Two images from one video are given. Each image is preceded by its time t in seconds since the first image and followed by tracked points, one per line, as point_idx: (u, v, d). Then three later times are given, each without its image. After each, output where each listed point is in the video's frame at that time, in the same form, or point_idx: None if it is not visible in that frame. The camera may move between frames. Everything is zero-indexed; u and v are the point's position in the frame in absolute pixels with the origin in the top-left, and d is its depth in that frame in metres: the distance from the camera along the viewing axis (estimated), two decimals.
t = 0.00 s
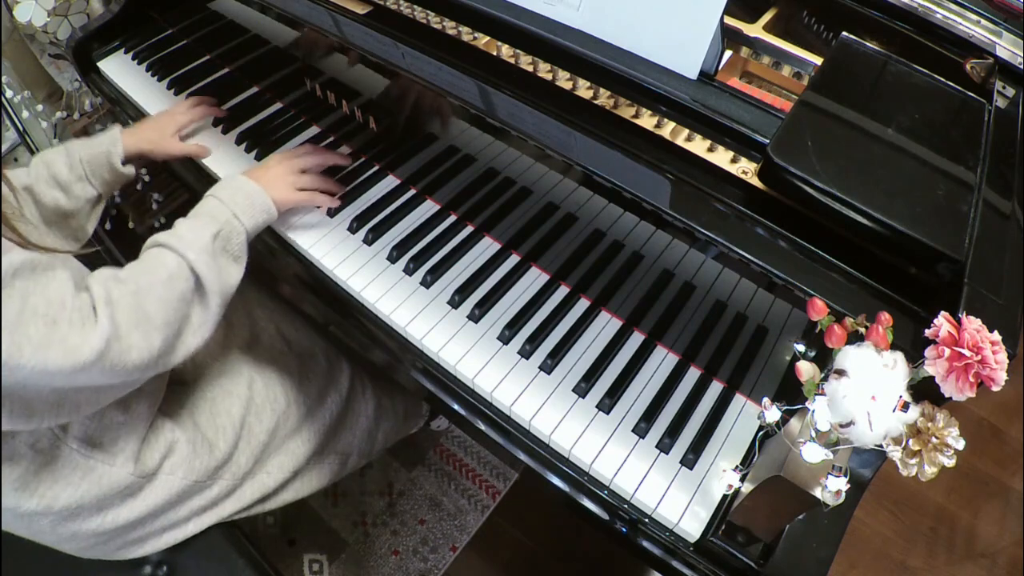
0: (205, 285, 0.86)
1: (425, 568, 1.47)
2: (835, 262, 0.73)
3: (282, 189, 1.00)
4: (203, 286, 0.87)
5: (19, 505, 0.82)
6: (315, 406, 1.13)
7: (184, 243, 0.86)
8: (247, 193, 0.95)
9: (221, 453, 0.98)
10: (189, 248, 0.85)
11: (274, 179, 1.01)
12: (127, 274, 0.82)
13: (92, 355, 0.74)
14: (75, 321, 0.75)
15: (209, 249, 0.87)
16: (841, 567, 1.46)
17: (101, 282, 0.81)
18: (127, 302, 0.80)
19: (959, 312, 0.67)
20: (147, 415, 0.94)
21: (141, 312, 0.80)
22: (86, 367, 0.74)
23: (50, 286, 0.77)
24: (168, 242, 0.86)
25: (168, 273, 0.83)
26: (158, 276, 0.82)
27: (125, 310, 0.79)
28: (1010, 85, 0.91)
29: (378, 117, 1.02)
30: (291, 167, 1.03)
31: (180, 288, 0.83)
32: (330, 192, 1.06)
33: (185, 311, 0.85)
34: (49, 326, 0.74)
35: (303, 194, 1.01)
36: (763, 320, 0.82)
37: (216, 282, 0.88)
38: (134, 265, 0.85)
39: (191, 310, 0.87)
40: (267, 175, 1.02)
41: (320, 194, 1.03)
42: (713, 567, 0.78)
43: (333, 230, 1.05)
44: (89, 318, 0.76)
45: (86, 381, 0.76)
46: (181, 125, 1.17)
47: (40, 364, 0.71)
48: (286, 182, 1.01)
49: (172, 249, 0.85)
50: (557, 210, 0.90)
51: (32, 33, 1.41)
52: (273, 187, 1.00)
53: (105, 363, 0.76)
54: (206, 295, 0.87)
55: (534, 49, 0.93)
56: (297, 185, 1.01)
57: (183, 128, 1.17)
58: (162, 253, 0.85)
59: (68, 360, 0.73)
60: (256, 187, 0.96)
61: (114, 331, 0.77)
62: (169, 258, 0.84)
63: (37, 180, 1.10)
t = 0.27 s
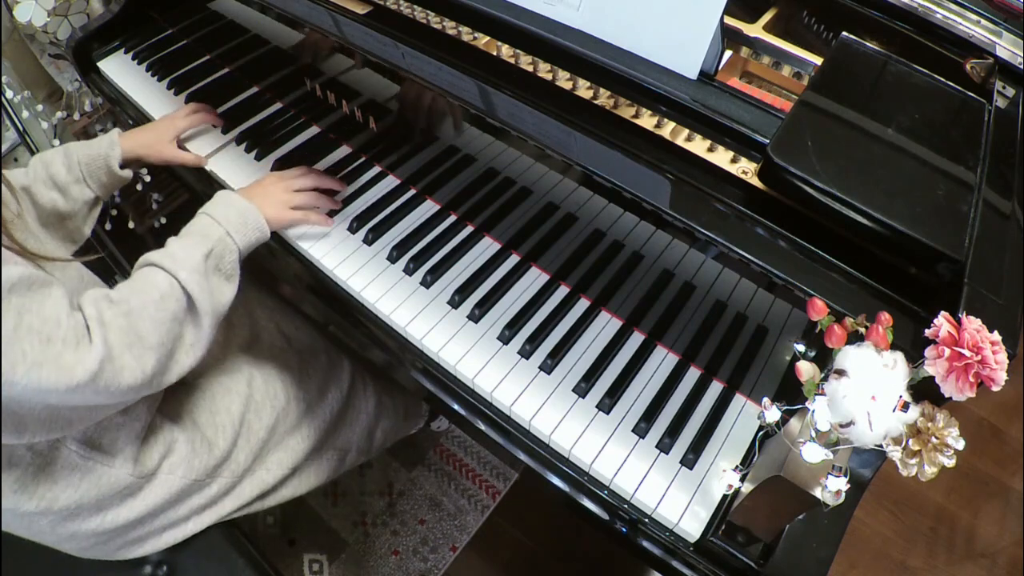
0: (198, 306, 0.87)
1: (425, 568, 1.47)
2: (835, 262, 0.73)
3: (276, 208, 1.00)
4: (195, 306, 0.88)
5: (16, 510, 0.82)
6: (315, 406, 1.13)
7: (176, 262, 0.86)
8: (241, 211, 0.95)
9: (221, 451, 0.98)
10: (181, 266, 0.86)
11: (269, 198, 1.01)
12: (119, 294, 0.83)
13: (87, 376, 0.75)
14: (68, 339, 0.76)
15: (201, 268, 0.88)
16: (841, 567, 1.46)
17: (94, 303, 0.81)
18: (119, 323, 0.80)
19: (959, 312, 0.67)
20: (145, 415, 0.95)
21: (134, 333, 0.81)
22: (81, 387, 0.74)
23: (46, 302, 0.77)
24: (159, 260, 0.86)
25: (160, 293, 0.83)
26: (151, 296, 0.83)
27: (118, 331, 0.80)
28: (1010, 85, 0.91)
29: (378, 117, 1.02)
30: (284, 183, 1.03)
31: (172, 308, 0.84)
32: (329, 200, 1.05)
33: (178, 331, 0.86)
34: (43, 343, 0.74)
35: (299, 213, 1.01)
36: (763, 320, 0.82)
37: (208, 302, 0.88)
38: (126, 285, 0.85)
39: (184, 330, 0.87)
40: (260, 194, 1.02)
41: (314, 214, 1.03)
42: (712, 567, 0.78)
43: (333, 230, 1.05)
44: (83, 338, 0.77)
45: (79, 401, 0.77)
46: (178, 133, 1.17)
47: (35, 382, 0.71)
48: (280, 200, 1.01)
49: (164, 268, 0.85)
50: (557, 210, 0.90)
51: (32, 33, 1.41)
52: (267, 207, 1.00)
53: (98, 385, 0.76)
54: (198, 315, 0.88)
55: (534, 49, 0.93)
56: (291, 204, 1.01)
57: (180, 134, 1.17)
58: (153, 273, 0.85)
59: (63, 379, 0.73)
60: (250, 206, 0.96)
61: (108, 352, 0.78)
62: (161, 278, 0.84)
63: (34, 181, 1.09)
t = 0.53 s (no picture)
0: (205, 329, 0.86)
1: (425, 568, 1.47)
2: (835, 262, 0.73)
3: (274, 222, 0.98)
4: (201, 329, 0.87)
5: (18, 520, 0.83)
6: (315, 406, 1.13)
7: (182, 286, 0.85)
8: (239, 230, 0.94)
9: (221, 455, 0.98)
10: (186, 290, 0.85)
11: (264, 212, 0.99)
12: (125, 319, 0.82)
13: (98, 405, 0.75)
14: (78, 367, 0.75)
15: (206, 290, 0.87)
16: (841, 567, 1.46)
17: (100, 328, 0.80)
18: (128, 349, 0.79)
19: (959, 312, 0.67)
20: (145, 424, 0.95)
21: (143, 358, 0.80)
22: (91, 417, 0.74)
23: (52, 329, 0.76)
24: (165, 284, 0.85)
25: (167, 318, 0.83)
26: (158, 321, 0.82)
27: (126, 357, 0.79)
28: (1010, 85, 0.91)
29: (378, 117, 1.02)
30: (279, 195, 1.02)
31: (180, 332, 0.84)
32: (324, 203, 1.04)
33: (185, 355, 0.86)
34: (53, 371, 0.73)
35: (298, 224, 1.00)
36: (763, 320, 0.82)
37: (214, 324, 0.88)
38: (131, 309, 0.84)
39: (190, 352, 0.87)
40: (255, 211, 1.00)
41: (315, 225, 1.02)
42: (713, 567, 0.78)
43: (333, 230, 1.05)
44: (92, 365, 0.76)
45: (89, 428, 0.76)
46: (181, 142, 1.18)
47: (47, 411, 0.70)
48: (278, 212, 0.99)
49: (169, 292, 0.85)
50: (557, 210, 0.90)
51: (32, 33, 1.41)
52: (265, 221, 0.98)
53: (109, 413, 0.76)
54: (205, 338, 0.88)
55: (534, 49, 0.93)
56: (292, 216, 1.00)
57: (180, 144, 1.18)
58: (158, 297, 0.85)
59: (74, 407, 0.73)
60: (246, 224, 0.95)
61: (118, 379, 0.77)
62: (167, 302, 0.84)
63: (37, 200, 1.06)
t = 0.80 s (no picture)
0: (219, 348, 0.87)
1: (425, 568, 1.47)
2: (835, 262, 0.73)
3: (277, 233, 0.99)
4: (217, 349, 0.88)
5: (27, 534, 0.84)
6: (316, 406, 1.13)
7: (194, 308, 0.86)
8: (241, 247, 0.94)
9: (223, 458, 0.98)
10: (198, 311, 0.86)
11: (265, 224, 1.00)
12: (139, 345, 0.81)
13: (120, 437, 0.74)
14: (98, 400, 0.74)
15: (217, 309, 0.88)
16: (841, 567, 1.46)
17: (116, 356, 0.79)
18: (145, 375, 0.79)
19: (959, 312, 0.67)
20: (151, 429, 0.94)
21: (161, 383, 0.80)
22: (114, 449, 0.74)
23: (69, 360, 0.74)
24: (176, 308, 0.85)
25: (182, 341, 0.83)
26: (175, 345, 0.82)
27: (144, 384, 0.79)
28: (1010, 85, 0.91)
29: (378, 117, 1.02)
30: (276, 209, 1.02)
31: (195, 353, 0.84)
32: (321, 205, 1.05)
33: (202, 376, 0.86)
34: (73, 405, 0.72)
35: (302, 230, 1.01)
36: (763, 320, 0.82)
37: (228, 342, 0.89)
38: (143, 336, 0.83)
39: (206, 373, 0.87)
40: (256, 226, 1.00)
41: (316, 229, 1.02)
42: (712, 567, 0.78)
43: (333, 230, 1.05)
44: (112, 395, 0.75)
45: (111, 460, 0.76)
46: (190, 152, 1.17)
47: (69, 449, 0.70)
48: (280, 224, 1.00)
49: (181, 314, 0.85)
50: (557, 210, 0.90)
51: (32, 33, 1.41)
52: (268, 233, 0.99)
53: (130, 444, 0.76)
54: (220, 357, 0.88)
55: (534, 49, 0.93)
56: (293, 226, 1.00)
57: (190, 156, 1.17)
58: (170, 320, 0.85)
59: (97, 441, 0.72)
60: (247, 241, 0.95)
61: (138, 407, 0.77)
62: (180, 325, 0.84)
63: (43, 224, 1.05)
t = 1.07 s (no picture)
0: (245, 337, 0.86)
1: (425, 568, 1.47)
2: (835, 262, 0.73)
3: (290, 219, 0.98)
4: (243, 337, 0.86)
5: (34, 546, 0.84)
6: (317, 407, 1.13)
7: (218, 299, 0.84)
8: (259, 233, 0.93)
9: (228, 463, 0.98)
10: (221, 300, 0.84)
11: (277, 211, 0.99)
12: (166, 340, 0.81)
13: (148, 436, 0.74)
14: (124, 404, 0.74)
15: (241, 297, 0.86)
16: (841, 567, 1.46)
17: (142, 355, 0.79)
18: (172, 368, 0.78)
19: (959, 312, 0.67)
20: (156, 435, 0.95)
21: (187, 376, 0.79)
22: (144, 448, 0.74)
23: (92, 366, 0.75)
24: (200, 299, 0.84)
25: (208, 331, 0.82)
26: (200, 336, 0.81)
27: (173, 378, 0.78)
28: (1010, 85, 0.91)
29: (379, 117, 1.03)
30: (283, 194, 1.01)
31: (221, 344, 0.82)
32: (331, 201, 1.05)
33: (229, 366, 0.84)
34: (100, 413, 0.72)
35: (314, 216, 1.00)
36: (763, 320, 0.82)
37: (253, 330, 0.87)
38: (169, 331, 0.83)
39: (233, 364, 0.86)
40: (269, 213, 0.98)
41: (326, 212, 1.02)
42: (712, 567, 0.78)
43: (333, 230, 1.05)
44: (140, 397, 0.75)
45: (145, 461, 0.76)
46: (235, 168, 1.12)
47: (97, 457, 0.70)
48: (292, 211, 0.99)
49: (204, 307, 0.83)
50: (557, 210, 0.90)
51: (32, 33, 1.41)
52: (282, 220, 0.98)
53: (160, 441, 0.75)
54: (248, 347, 0.87)
55: (534, 49, 0.93)
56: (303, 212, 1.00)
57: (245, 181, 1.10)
58: (194, 313, 0.83)
59: (125, 444, 0.72)
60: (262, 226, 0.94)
61: (167, 403, 0.76)
62: (206, 316, 0.83)
63: (77, 221, 1.03)
